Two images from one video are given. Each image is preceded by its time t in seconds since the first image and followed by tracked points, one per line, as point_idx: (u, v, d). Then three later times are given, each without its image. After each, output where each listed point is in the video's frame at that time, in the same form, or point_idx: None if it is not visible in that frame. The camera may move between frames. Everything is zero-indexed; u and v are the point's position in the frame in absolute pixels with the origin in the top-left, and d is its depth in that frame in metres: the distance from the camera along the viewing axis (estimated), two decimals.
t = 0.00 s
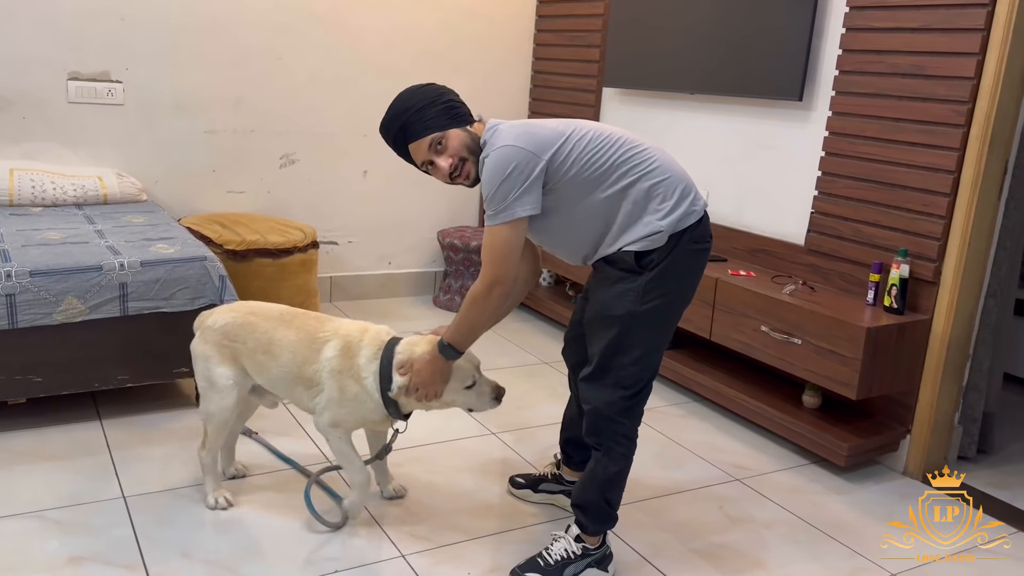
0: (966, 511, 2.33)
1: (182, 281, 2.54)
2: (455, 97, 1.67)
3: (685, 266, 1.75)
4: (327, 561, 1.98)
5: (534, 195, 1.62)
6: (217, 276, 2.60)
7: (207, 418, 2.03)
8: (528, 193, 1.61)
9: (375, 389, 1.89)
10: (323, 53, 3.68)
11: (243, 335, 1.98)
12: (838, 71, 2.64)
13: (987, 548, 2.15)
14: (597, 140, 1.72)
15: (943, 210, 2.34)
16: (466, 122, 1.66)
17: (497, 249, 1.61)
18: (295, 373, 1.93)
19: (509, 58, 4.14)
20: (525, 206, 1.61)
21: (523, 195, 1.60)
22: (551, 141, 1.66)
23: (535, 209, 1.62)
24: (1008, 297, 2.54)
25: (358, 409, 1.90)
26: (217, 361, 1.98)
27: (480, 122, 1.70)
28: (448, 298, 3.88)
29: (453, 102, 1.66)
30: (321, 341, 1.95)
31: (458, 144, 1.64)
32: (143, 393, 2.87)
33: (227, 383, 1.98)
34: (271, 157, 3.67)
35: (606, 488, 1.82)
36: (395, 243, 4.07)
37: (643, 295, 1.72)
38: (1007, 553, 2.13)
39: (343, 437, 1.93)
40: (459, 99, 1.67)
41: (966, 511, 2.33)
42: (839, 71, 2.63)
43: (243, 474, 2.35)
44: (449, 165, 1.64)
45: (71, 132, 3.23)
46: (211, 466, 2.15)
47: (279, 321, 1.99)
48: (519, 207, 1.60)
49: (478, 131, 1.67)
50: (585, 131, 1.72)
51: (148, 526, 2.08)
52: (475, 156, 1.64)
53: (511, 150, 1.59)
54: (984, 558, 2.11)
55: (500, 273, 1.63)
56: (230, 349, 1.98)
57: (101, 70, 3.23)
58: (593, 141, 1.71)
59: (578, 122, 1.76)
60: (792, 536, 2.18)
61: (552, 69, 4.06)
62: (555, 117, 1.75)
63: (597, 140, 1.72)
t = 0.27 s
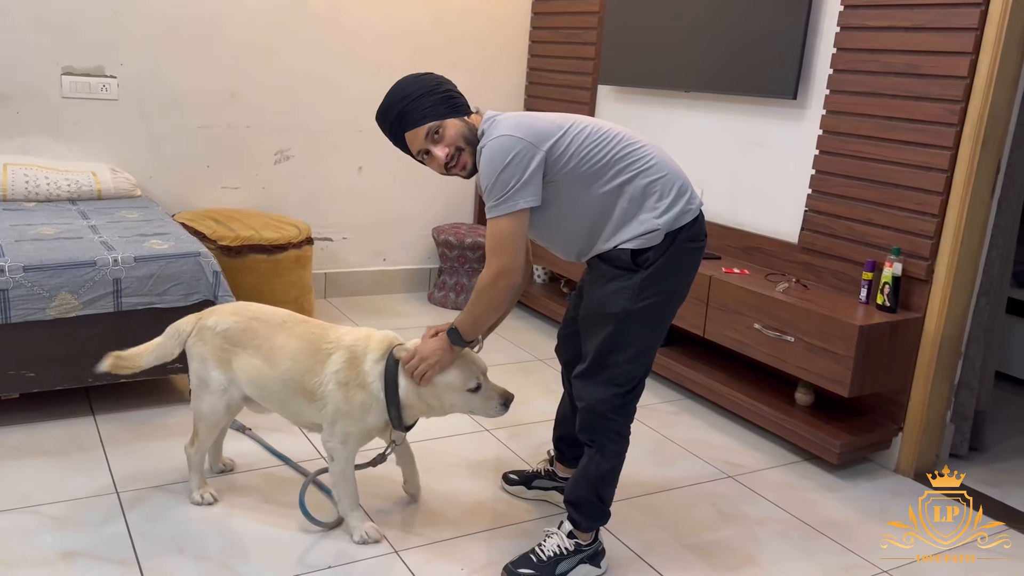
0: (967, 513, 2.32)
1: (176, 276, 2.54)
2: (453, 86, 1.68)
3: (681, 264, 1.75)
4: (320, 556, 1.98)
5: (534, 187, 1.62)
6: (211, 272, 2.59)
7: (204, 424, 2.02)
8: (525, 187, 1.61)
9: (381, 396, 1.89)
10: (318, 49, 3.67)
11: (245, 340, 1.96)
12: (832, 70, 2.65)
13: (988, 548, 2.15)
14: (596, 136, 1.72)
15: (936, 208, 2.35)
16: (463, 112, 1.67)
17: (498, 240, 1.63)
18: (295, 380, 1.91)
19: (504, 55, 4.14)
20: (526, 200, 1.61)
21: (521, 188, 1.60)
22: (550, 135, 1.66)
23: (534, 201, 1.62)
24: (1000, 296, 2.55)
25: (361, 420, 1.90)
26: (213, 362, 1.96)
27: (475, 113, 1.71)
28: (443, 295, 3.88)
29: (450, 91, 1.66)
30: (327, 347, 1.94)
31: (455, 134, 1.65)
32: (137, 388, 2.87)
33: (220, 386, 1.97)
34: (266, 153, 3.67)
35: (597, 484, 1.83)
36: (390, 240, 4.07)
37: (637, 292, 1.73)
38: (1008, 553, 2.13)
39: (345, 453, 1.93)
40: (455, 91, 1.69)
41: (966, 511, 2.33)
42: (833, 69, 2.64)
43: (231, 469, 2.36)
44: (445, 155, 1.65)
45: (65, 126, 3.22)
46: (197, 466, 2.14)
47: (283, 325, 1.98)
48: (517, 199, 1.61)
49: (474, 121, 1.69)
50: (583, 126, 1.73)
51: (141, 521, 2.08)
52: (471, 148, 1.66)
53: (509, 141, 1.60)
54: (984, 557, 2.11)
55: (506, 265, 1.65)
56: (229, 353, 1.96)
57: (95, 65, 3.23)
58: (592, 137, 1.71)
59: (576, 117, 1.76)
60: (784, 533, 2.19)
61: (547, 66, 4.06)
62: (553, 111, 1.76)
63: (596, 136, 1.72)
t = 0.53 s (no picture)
0: (968, 513, 2.31)
1: (168, 270, 2.53)
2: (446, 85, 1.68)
3: (676, 262, 1.75)
4: (313, 550, 1.98)
5: (534, 186, 1.61)
6: (203, 266, 2.59)
7: (203, 419, 2.02)
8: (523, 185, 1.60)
9: (396, 386, 1.89)
10: (312, 43, 3.66)
11: (247, 335, 1.95)
12: (826, 66, 2.65)
13: (988, 548, 2.14)
14: (592, 133, 1.72)
15: (928, 205, 2.35)
16: (457, 112, 1.67)
17: (504, 238, 1.61)
18: (299, 373, 1.90)
19: (498, 50, 4.14)
20: (530, 201, 1.61)
21: (519, 186, 1.59)
22: (545, 132, 1.66)
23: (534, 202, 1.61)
24: (991, 294, 2.57)
25: (372, 412, 1.89)
26: (211, 358, 1.95)
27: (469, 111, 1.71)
28: (436, 290, 3.88)
29: (444, 90, 1.66)
30: (335, 338, 1.93)
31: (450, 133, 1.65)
32: (129, 383, 2.86)
33: (219, 382, 1.96)
34: (259, 147, 3.66)
35: (589, 480, 1.83)
36: (383, 235, 4.06)
37: (633, 289, 1.72)
38: (1009, 554, 2.13)
39: (350, 444, 1.92)
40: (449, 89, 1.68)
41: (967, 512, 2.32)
42: (827, 66, 2.64)
43: (239, 472, 2.32)
44: (440, 154, 1.65)
45: (57, 119, 3.20)
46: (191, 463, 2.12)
47: (284, 319, 1.97)
48: (520, 201, 1.60)
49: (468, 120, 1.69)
50: (578, 124, 1.72)
51: (133, 515, 2.08)
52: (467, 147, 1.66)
53: (506, 139, 1.59)
54: (983, 557, 2.10)
55: (513, 261, 1.63)
56: (228, 348, 1.95)
57: (88, 57, 3.21)
58: (587, 134, 1.71)
59: (571, 114, 1.76)
60: (776, 528, 2.20)
61: (541, 62, 4.06)
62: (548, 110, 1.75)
63: (591, 133, 1.72)
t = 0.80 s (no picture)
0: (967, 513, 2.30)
1: (157, 263, 2.52)
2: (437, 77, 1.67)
3: (667, 257, 1.74)
4: (301, 544, 1.98)
5: (529, 183, 1.60)
6: (193, 258, 2.57)
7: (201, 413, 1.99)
8: (517, 180, 1.59)
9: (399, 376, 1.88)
10: (303, 36, 3.65)
11: (245, 328, 1.94)
12: (817, 62, 2.66)
13: (989, 548, 2.13)
14: (584, 127, 1.71)
15: (918, 201, 2.36)
16: (449, 104, 1.65)
17: (499, 235, 1.61)
18: (300, 364, 1.89)
19: (491, 44, 4.13)
20: (525, 195, 1.60)
21: (513, 181, 1.58)
22: (538, 127, 1.65)
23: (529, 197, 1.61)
24: (981, 290, 2.58)
25: (371, 404, 1.89)
26: (208, 351, 1.93)
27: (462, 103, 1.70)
28: (427, 284, 3.87)
29: (435, 83, 1.65)
30: (336, 331, 1.93)
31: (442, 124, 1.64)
32: (117, 376, 2.85)
33: (217, 375, 1.94)
34: (250, 139, 3.64)
35: (577, 474, 1.83)
36: (375, 228, 4.05)
37: (623, 284, 1.72)
38: (1010, 554, 2.11)
39: (346, 436, 1.91)
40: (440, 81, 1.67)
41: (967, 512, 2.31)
42: (818, 61, 2.64)
43: (234, 469, 2.29)
44: (433, 145, 1.64)
45: (46, 111, 3.18)
46: (180, 456, 2.11)
47: (284, 312, 1.97)
48: (514, 198, 1.59)
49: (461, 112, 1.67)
50: (571, 118, 1.71)
51: (120, 508, 2.07)
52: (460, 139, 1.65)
53: (499, 134, 1.58)
54: (984, 557, 2.09)
55: (509, 258, 1.63)
56: (226, 341, 1.94)
57: (77, 48, 3.18)
58: (580, 128, 1.70)
59: (564, 108, 1.75)
60: (765, 522, 2.20)
61: (533, 56, 4.05)
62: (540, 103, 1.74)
63: (584, 128, 1.71)
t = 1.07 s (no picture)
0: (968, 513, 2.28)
1: (145, 255, 2.50)
2: (417, 98, 1.60)
3: (656, 251, 1.74)
4: (289, 538, 1.97)
5: (525, 184, 1.59)
6: (181, 251, 2.56)
7: (194, 405, 1.98)
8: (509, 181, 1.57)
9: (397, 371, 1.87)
10: (294, 27, 3.62)
11: (241, 322, 1.93)
12: (809, 57, 2.65)
13: (989, 549, 2.11)
14: (573, 123, 1.70)
15: (909, 197, 2.36)
16: (429, 129, 1.62)
17: (503, 239, 1.60)
18: (296, 358, 1.88)
19: (483, 37, 4.11)
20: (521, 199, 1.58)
21: (505, 182, 1.56)
22: (527, 124, 1.63)
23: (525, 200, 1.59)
24: (970, 285, 2.58)
25: (367, 399, 1.87)
26: (203, 345, 1.92)
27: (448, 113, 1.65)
28: (418, 278, 3.86)
29: (414, 108, 1.60)
30: (334, 325, 1.92)
31: (419, 154, 1.65)
32: (106, 368, 2.83)
33: (210, 369, 1.92)
34: (240, 132, 3.62)
35: (566, 468, 1.83)
36: (365, 222, 4.04)
37: (612, 278, 1.71)
38: (1010, 554, 2.10)
39: (340, 429, 1.90)
40: (425, 100, 1.61)
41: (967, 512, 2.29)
42: (810, 56, 2.64)
43: (221, 463, 2.28)
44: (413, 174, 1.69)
45: (33, 101, 3.15)
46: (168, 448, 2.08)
47: (281, 307, 1.96)
48: (510, 200, 1.57)
49: (443, 132, 1.63)
50: (559, 114, 1.70)
51: (107, 502, 2.05)
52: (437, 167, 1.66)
53: (489, 135, 1.56)
54: (984, 557, 2.07)
55: (516, 259, 1.62)
56: (221, 334, 1.92)
57: (64, 38, 3.15)
58: (569, 124, 1.69)
59: (553, 105, 1.73)
60: (754, 517, 2.20)
61: (526, 48, 4.03)
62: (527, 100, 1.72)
63: (573, 124, 1.70)
